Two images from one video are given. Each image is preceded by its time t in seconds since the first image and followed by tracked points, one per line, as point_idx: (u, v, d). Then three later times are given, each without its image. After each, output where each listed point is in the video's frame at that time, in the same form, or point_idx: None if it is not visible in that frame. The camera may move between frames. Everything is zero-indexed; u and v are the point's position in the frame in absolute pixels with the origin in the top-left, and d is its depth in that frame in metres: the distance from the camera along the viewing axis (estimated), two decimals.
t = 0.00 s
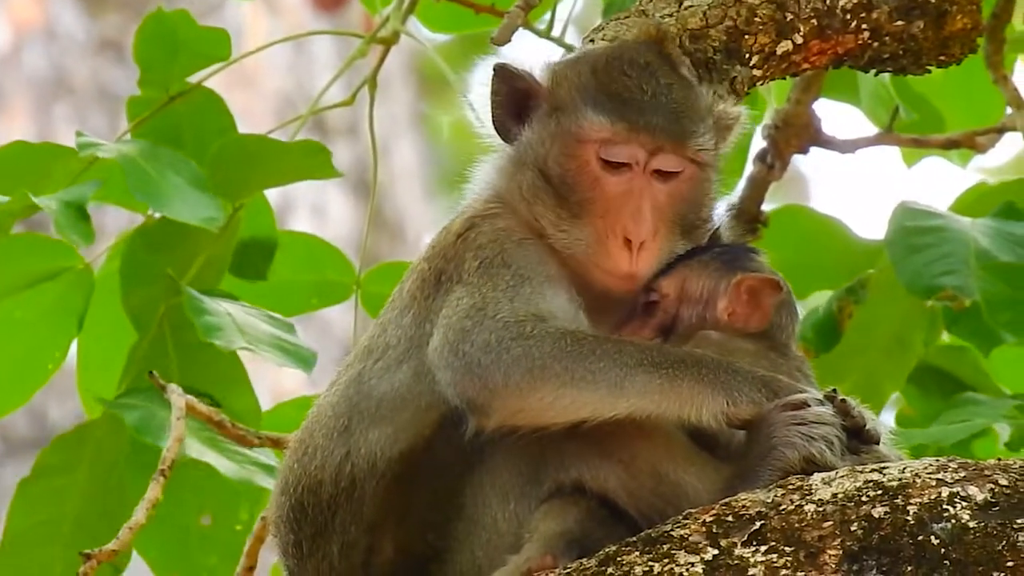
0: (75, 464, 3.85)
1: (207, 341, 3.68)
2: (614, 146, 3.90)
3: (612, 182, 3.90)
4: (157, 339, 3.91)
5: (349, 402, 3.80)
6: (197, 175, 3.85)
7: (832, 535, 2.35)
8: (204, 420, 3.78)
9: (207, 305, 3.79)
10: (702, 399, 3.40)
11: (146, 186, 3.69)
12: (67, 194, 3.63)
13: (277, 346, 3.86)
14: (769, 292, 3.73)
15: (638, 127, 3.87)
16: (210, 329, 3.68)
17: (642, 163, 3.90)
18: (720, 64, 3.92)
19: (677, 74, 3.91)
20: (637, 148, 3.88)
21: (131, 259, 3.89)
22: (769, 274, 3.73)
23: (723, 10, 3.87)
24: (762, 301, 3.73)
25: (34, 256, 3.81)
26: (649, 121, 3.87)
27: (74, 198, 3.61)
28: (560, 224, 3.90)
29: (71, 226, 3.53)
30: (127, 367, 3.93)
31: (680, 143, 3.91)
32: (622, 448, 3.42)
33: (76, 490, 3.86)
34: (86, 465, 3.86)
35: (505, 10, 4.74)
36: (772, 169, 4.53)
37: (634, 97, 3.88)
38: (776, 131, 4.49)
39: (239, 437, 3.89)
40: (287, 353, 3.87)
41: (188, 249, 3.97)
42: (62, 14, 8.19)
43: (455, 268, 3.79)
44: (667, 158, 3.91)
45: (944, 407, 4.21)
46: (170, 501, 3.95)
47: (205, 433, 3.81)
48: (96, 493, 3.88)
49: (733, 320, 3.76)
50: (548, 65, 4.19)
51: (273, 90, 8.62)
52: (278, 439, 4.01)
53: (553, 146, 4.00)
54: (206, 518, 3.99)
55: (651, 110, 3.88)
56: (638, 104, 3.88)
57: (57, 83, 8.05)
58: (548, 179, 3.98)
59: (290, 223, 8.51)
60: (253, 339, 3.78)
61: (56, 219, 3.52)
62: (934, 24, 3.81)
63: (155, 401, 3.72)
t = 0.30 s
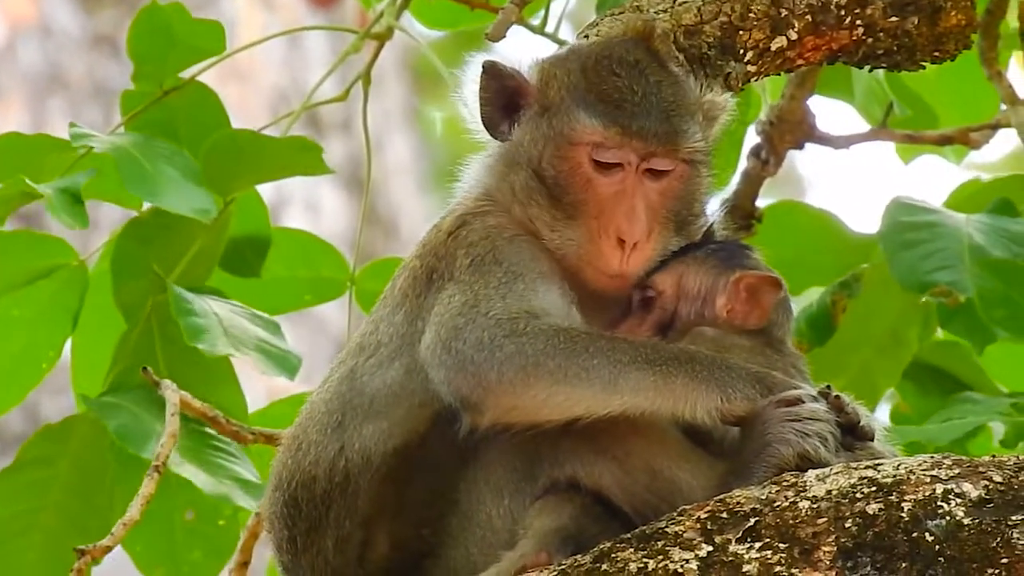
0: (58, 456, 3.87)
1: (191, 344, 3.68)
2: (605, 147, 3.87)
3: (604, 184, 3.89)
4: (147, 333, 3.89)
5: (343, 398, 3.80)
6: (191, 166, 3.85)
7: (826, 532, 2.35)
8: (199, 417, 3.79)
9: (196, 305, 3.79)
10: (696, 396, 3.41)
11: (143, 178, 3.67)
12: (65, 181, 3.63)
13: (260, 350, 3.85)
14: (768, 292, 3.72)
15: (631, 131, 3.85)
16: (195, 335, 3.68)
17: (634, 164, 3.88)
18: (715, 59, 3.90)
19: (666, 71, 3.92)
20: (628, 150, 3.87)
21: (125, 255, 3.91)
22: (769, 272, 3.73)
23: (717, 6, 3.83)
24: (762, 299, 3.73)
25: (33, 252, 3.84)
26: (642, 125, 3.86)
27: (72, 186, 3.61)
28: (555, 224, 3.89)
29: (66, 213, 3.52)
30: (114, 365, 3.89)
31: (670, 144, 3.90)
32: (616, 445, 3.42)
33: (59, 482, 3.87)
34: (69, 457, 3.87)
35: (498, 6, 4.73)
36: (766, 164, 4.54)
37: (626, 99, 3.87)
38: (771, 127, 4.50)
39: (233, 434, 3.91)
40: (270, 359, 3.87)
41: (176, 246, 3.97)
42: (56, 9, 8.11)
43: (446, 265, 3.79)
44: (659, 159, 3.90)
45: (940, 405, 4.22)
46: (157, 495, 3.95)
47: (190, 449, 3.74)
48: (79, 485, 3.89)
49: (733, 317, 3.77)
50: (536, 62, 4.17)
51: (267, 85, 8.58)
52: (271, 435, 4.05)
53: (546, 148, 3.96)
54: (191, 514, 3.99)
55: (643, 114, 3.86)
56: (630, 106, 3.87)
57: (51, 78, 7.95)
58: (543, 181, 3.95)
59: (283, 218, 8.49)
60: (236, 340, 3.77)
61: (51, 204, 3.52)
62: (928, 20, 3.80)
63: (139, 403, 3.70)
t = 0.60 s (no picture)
0: (54, 457, 3.86)
1: (192, 352, 3.68)
2: (597, 146, 3.88)
3: (598, 182, 3.89)
4: (144, 333, 3.88)
5: (338, 395, 3.80)
6: (187, 169, 3.85)
7: (820, 529, 2.35)
8: (191, 411, 3.78)
9: (195, 311, 3.78)
10: (690, 392, 3.41)
11: (137, 184, 3.67)
12: (58, 189, 3.62)
13: (262, 358, 3.84)
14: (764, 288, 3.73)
15: (623, 132, 3.85)
16: (196, 344, 3.68)
17: (628, 164, 3.88)
18: (710, 57, 3.90)
19: (661, 71, 3.90)
20: (622, 150, 3.87)
21: (123, 252, 3.91)
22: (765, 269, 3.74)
23: (712, 3, 3.83)
24: (758, 296, 3.74)
25: (28, 248, 3.82)
26: (634, 126, 3.86)
27: (66, 192, 3.60)
28: (548, 221, 3.89)
29: (59, 222, 3.52)
30: (111, 363, 3.91)
31: (664, 143, 3.90)
32: (609, 441, 3.43)
33: (56, 484, 3.87)
34: (67, 458, 3.87)
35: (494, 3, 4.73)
36: (760, 162, 4.55)
37: (620, 99, 3.87)
38: (765, 124, 4.52)
39: (228, 429, 3.88)
40: (271, 364, 3.85)
41: (173, 245, 3.97)
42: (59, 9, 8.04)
43: (441, 262, 3.79)
44: (652, 160, 3.90)
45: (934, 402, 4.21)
46: (152, 492, 3.96)
47: (198, 463, 3.72)
48: (76, 486, 3.88)
49: (729, 314, 3.80)
50: (531, 60, 4.16)
51: (263, 83, 8.55)
52: (265, 430, 4.02)
53: (540, 146, 3.97)
54: (187, 510, 4.00)
55: (635, 115, 3.86)
56: (624, 106, 3.87)
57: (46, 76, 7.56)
58: (537, 178, 3.95)
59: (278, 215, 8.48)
60: (238, 348, 3.76)
61: (45, 212, 3.51)
62: (923, 18, 3.81)
63: (141, 409, 3.70)
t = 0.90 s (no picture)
0: (54, 454, 3.86)
1: (185, 341, 3.68)
2: (596, 144, 3.87)
3: (596, 180, 3.88)
4: (141, 330, 3.90)
5: (337, 392, 3.80)
6: (184, 162, 3.86)
7: (819, 524, 2.36)
8: (190, 408, 3.77)
9: (189, 304, 3.79)
10: (689, 388, 3.42)
11: (134, 178, 3.66)
12: (56, 180, 3.62)
13: (257, 345, 3.83)
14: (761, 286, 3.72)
15: (622, 131, 3.86)
16: (190, 332, 3.68)
17: (627, 163, 3.89)
18: (709, 54, 3.90)
19: (659, 69, 3.92)
20: (620, 148, 3.87)
21: (118, 249, 3.91)
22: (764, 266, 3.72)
23: None
24: (757, 293, 3.73)
25: (27, 246, 3.83)
26: (634, 124, 3.87)
27: (63, 184, 3.60)
28: (546, 219, 3.89)
29: (56, 213, 3.52)
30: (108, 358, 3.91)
31: (660, 143, 3.91)
32: (607, 437, 3.44)
33: (57, 482, 3.87)
34: (66, 456, 3.87)
35: None
36: (758, 158, 4.55)
37: (619, 98, 3.88)
38: (762, 121, 4.52)
39: (227, 427, 3.87)
40: (268, 355, 3.84)
41: (172, 240, 3.96)
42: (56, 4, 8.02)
43: (439, 260, 3.79)
44: (649, 159, 3.91)
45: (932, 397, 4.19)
46: (152, 488, 3.96)
47: (185, 441, 3.75)
48: (77, 483, 3.89)
49: (727, 311, 3.80)
50: (529, 57, 4.16)
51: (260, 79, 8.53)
52: (264, 428, 4.00)
53: (538, 144, 3.96)
54: (190, 506, 4.00)
55: (635, 113, 3.88)
56: (623, 105, 3.88)
57: (42, 71, 7.55)
58: (534, 175, 3.94)
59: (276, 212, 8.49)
60: (231, 336, 3.77)
61: (42, 204, 3.51)
62: (921, 13, 3.80)
63: (138, 400, 3.71)
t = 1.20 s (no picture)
0: (52, 444, 3.86)
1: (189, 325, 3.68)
2: (592, 137, 3.87)
3: (593, 173, 3.87)
4: (139, 322, 3.90)
5: (336, 386, 3.80)
6: (184, 154, 3.85)
7: (819, 516, 2.36)
8: (190, 401, 3.78)
9: (193, 290, 3.77)
10: (689, 380, 3.42)
11: (133, 165, 3.65)
12: (54, 167, 3.62)
13: (260, 331, 3.84)
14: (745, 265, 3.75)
15: (619, 124, 3.85)
16: (192, 315, 3.68)
17: (623, 155, 3.87)
18: (708, 45, 3.92)
19: (656, 62, 3.92)
20: (616, 142, 3.86)
21: (117, 241, 3.88)
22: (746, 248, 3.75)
23: None
24: (740, 275, 3.76)
25: (28, 238, 3.83)
26: (630, 117, 3.86)
27: (59, 170, 3.60)
28: (543, 211, 3.87)
29: (54, 198, 3.51)
30: (108, 348, 3.91)
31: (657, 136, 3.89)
32: (606, 429, 3.44)
33: (55, 471, 3.87)
34: (65, 445, 3.86)
35: None
36: (757, 150, 4.54)
37: (617, 90, 3.87)
38: (761, 112, 4.52)
39: (227, 420, 3.87)
40: (272, 339, 3.85)
41: (171, 230, 3.94)
42: None
43: (438, 253, 3.78)
44: (646, 152, 3.88)
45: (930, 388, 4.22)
46: (152, 481, 3.96)
47: (189, 431, 3.77)
48: (75, 474, 3.89)
49: (711, 294, 3.77)
50: (528, 49, 4.16)
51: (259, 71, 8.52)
52: (264, 420, 4.04)
53: (535, 136, 3.95)
54: (185, 499, 4.00)
55: (632, 106, 3.87)
56: (621, 97, 3.87)
57: (42, 64, 7.52)
58: (532, 167, 3.94)
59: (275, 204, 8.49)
60: (235, 321, 3.78)
61: (40, 190, 3.51)
62: (920, 5, 3.81)
63: (138, 389, 3.69)
